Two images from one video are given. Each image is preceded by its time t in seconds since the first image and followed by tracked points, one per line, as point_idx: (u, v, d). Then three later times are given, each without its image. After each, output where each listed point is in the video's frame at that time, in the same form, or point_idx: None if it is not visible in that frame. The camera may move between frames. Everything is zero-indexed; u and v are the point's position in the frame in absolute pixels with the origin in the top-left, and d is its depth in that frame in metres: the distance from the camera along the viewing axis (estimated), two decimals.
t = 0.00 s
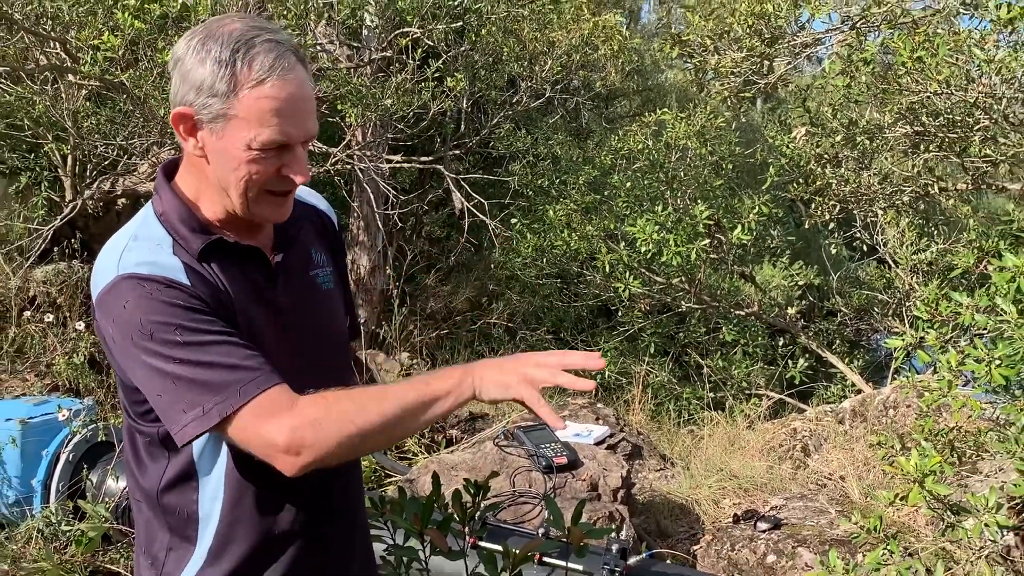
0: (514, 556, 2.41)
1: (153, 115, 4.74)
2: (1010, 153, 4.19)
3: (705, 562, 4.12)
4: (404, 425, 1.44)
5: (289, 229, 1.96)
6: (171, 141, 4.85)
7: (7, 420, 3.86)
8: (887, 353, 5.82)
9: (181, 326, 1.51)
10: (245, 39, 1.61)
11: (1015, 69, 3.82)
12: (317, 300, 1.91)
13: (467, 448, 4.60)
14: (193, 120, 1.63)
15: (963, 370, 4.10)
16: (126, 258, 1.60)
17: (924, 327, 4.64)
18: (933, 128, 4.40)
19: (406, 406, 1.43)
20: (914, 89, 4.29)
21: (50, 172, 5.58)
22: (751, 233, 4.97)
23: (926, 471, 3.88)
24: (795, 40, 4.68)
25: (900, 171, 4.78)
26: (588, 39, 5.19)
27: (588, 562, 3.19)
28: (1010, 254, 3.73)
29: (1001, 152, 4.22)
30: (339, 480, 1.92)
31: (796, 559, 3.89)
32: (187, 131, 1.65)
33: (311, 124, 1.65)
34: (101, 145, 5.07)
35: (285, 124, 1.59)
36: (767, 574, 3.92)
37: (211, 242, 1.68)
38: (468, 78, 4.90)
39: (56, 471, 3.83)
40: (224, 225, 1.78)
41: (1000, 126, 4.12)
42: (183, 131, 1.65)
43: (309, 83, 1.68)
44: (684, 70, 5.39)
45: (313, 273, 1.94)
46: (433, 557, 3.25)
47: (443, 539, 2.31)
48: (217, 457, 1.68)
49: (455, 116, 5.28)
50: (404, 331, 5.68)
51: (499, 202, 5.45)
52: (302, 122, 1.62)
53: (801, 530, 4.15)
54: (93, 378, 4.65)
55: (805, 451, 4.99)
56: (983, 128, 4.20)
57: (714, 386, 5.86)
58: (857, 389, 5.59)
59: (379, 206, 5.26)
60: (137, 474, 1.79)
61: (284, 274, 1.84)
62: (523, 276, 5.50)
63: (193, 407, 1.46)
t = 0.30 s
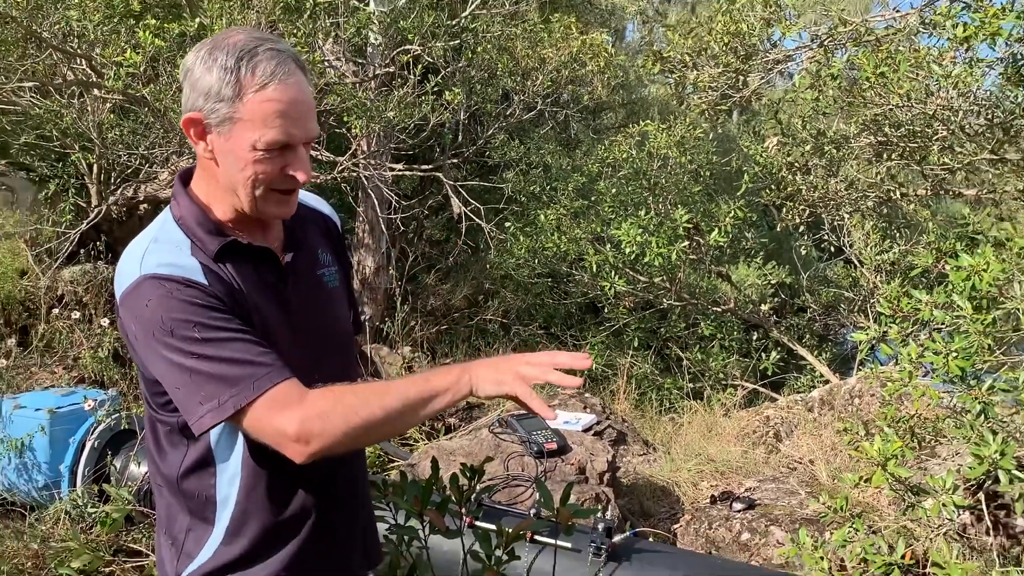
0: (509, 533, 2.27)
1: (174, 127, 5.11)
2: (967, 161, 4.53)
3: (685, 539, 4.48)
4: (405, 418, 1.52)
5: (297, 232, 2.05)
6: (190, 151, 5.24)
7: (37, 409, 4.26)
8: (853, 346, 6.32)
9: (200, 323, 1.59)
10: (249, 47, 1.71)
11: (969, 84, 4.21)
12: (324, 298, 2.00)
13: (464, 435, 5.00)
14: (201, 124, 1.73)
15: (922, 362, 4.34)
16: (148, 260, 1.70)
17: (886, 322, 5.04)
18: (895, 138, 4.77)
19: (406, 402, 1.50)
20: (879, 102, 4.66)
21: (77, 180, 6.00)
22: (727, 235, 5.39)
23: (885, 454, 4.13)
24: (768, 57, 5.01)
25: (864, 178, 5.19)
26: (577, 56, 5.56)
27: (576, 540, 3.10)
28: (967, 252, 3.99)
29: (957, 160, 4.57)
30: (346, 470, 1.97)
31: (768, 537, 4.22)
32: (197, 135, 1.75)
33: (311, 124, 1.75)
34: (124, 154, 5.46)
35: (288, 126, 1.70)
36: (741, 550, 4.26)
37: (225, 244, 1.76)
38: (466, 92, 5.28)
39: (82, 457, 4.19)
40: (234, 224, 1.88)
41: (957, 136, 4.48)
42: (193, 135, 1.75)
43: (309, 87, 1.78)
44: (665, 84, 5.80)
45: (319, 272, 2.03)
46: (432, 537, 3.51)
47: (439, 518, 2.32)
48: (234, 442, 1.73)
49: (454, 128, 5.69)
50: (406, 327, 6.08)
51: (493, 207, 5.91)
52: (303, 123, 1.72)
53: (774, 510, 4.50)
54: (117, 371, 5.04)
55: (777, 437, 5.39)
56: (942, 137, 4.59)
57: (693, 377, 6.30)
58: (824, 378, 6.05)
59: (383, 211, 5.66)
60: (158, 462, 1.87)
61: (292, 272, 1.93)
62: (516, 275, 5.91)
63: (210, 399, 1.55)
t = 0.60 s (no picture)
0: (500, 519, 2.35)
1: (181, 133, 5.36)
2: (935, 165, 4.69)
3: (668, 524, 4.71)
4: (392, 413, 1.53)
5: (295, 232, 2.07)
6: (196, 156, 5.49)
7: (50, 403, 4.39)
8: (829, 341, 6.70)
9: (199, 322, 1.60)
10: (240, 45, 1.77)
11: (936, 92, 4.48)
12: (323, 297, 2.02)
13: (458, 427, 5.24)
14: (200, 124, 1.78)
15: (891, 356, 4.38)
16: (151, 259, 1.70)
17: (858, 317, 5.31)
18: (867, 143, 5.05)
19: (393, 397, 1.52)
20: (852, 109, 4.93)
21: (89, 183, 6.29)
22: (708, 235, 5.69)
23: (858, 442, 3.89)
24: (747, 66, 5.27)
25: (838, 181, 5.47)
26: (565, 65, 5.76)
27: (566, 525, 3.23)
28: (933, 250, 4.22)
29: (926, 164, 4.76)
30: (343, 462, 1.97)
31: (747, 522, 4.44)
32: (196, 134, 1.80)
33: (304, 115, 1.79)
34: (134, 159, 5.71)
35: (280, 115, 1.74)
36: (721, 535, 4.47)
37: (226, 243, 1.77)
38: (460, 99, 5.54)
39: (93, 448, 4.32)
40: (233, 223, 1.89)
41: (926, 141, 4.72)
42: (193, 133, 1.80)
43: (301, 82, 1.82)
44: (650, 91, 6.08)
45: (318, 271, 2.05)
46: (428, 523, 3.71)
47: (436, 506, 2.36)
48: (234, 434, 1.71)
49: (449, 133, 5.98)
50: (403, 323, 6.33)
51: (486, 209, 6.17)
52: (295, 112, 1.76)
53: (753, 495, 4.72)
54: (127, 365, 5.29)
55: (756, 427, 5.66)
56: (912, 142, 4.79)
57: (677, 370, 6.63)
58: (800, 371, 6.35)
59: (381, 213, 5.92)
60: (164, 452, 1.85)
61: (290, 271, 1.94)
62: (508, 273, 6.19)
63: (206, 394, 1.57)
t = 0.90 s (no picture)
0: (489, 519, 2.38)
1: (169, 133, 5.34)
2: (922, 163, 4.77)
3: (659, 522, 4.70)
4: (362, 400, 1.41)
5: (279, 228, 2.07)
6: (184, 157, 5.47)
7: (37, 405, 4.34)
8: (817, 339, 6.75)
9: (178, 315, 1.54)
10: (205, 35, 1.79)
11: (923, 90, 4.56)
12: (309, 291, 2.01)
13: (449, 426, 5.23)
14: (175, 115, 1.79)
15: (881, 354, 4.31)
16: (134, 255, 1.66)
17: (846, 314, 5.32)
18: (855, 141, 5.04)
19: (359, 383, 1.40)
20: (837, 108, 4.88)
21: (76, 185, 6.26)
22: (697, 234, 5.71)
23: (847, 439, 3.88)
24: (735, 64, 5.25)
25: (827, 179, 5.50)
26: (555, 65, 5.79)
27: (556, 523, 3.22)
28: (921, 248, 4.24)
29: (914, 162, 4.80)
30: (332, 459, 1.98)
31: (737, 519, 4.43)
32: (173, 127, 1.80)
33: (275, 94, 1.81)
34: (121, 160, 5.68)
35: (252, 94, 1.75)
36: (711, 532, 4.47)
37: (210, 237, 1.76)
38: (449, 99, 5.57)
39: (81, 451, 4.27)
40: (217, 216, 1.91)
41: (913, 139, 4.78)
42: (169, 126, 1.81)
43: (269, 66, 1.85)
44: (639, 91, 6.09)
45: (303, 267, 2.05)
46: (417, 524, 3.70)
47: (426, 507, 2.32)
48: (222, 433, 1.70)
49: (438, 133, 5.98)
50: (393, 323, 6.33)
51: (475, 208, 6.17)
52: (265, 90, 1.78)
53: (743, 493, 4.72)
54: (114, 367, 5.26)
55: (745, 425, 5.68)
56: (899, 140, 4.82)
57: (667, 368, 6.67)
58: (789, 368, 6.39)
59: (370, 213, 5.92)
60: (152, 453, 1.83)
61: (275, 265, 1.93)
62: (499, 273, 6.30)
63: (186, 389, 1.49)
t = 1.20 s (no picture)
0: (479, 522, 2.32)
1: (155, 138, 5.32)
2: (907, 162, 4.77)
3: (650, 523, 4.69)
4: (355, 310, 1.34)
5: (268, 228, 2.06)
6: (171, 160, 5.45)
7: (22, 412, 4.30)
8: (806, 338, 6.78)
9: (167, 292, 1.50)
10: (203, 36, 1.81)
11: (909, 89, 4.53)
12: (297, 290, 2.00)
13: (439, 429, 5.20)
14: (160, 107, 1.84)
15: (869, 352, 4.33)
16: (122, 245, 1.63)
17: (834, 313, 5.34)
18: (841, 141, 5.06)
19: (343, 292, 1.34)
20: (824, 107, 4.91)
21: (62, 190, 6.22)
22: (685, 234, 5.73)
23: (835, 437, 3.89)
24: (722, 65, 5.27)
25: (813, 179, 5.53)
26: (542, 66, 5.81)
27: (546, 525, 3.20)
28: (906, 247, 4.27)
29: (899, 161, 4.83)
30: (322, 459, 1.92)
31: (728, 519, 4.42)
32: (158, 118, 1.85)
33: (249, 104, 1.77)
34: (107, 164, 5.65)
35: (216, 99, 1.73)
36: (702, 532, 4.46)
37: (198, 228, 1.74)
38: (436, 100, 5.55)
39: (68, 457, 4.24)
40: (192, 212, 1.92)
41: (898, 138, 4.80)
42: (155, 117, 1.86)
43: (259, 76, 1.82)
44: (626, 92, 6.11)
45: (291, 267, 2.04)
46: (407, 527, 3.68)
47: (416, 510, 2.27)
48: (207, 422, 1.68)
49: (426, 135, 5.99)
50: (382, 325, 6.31)
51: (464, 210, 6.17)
52: (233, 99, 1.75)
53: (734, 493, 4.72)
54: (101, 373, 5.22)
55: (735, 424, 5.69)
56: (885, 140, 4.82)
57: (657, 368, 6.69)
58: (778, 368, 6.42)
59: (358, 215, 5.94)
60: (136, 453, 1.77)
61: (263, 262, 1.92)
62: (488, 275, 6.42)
63: (185, 358, 1.43)
